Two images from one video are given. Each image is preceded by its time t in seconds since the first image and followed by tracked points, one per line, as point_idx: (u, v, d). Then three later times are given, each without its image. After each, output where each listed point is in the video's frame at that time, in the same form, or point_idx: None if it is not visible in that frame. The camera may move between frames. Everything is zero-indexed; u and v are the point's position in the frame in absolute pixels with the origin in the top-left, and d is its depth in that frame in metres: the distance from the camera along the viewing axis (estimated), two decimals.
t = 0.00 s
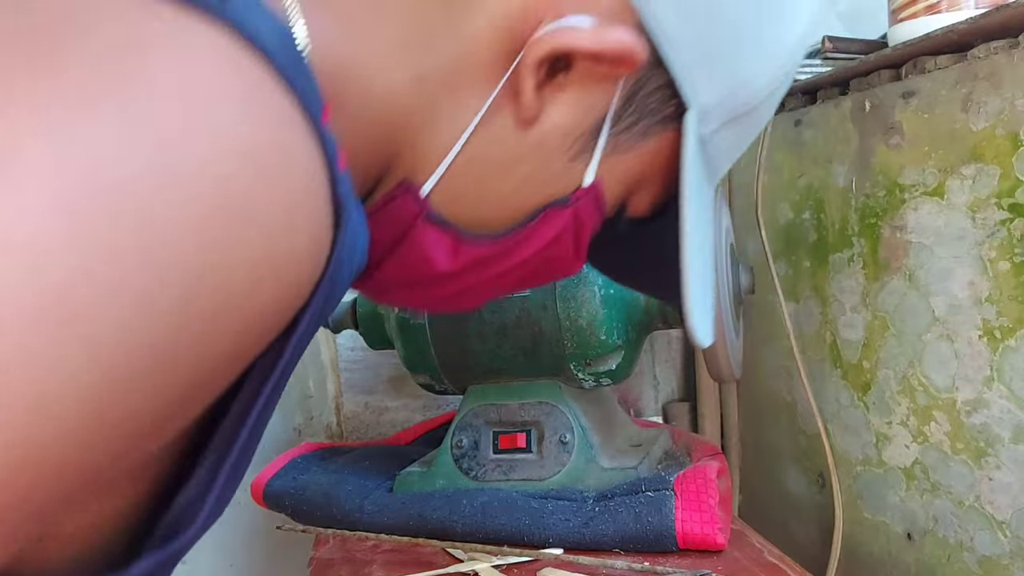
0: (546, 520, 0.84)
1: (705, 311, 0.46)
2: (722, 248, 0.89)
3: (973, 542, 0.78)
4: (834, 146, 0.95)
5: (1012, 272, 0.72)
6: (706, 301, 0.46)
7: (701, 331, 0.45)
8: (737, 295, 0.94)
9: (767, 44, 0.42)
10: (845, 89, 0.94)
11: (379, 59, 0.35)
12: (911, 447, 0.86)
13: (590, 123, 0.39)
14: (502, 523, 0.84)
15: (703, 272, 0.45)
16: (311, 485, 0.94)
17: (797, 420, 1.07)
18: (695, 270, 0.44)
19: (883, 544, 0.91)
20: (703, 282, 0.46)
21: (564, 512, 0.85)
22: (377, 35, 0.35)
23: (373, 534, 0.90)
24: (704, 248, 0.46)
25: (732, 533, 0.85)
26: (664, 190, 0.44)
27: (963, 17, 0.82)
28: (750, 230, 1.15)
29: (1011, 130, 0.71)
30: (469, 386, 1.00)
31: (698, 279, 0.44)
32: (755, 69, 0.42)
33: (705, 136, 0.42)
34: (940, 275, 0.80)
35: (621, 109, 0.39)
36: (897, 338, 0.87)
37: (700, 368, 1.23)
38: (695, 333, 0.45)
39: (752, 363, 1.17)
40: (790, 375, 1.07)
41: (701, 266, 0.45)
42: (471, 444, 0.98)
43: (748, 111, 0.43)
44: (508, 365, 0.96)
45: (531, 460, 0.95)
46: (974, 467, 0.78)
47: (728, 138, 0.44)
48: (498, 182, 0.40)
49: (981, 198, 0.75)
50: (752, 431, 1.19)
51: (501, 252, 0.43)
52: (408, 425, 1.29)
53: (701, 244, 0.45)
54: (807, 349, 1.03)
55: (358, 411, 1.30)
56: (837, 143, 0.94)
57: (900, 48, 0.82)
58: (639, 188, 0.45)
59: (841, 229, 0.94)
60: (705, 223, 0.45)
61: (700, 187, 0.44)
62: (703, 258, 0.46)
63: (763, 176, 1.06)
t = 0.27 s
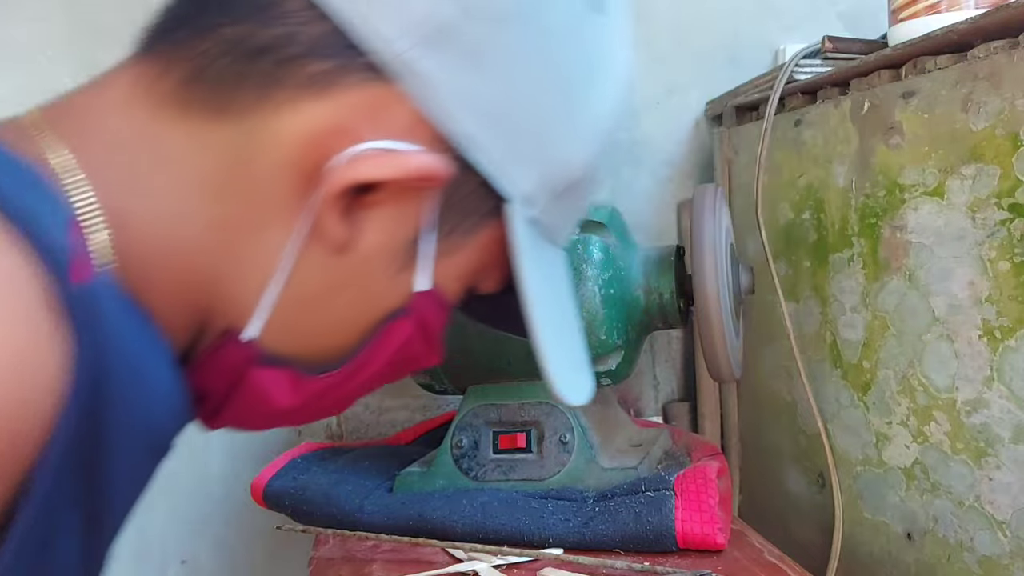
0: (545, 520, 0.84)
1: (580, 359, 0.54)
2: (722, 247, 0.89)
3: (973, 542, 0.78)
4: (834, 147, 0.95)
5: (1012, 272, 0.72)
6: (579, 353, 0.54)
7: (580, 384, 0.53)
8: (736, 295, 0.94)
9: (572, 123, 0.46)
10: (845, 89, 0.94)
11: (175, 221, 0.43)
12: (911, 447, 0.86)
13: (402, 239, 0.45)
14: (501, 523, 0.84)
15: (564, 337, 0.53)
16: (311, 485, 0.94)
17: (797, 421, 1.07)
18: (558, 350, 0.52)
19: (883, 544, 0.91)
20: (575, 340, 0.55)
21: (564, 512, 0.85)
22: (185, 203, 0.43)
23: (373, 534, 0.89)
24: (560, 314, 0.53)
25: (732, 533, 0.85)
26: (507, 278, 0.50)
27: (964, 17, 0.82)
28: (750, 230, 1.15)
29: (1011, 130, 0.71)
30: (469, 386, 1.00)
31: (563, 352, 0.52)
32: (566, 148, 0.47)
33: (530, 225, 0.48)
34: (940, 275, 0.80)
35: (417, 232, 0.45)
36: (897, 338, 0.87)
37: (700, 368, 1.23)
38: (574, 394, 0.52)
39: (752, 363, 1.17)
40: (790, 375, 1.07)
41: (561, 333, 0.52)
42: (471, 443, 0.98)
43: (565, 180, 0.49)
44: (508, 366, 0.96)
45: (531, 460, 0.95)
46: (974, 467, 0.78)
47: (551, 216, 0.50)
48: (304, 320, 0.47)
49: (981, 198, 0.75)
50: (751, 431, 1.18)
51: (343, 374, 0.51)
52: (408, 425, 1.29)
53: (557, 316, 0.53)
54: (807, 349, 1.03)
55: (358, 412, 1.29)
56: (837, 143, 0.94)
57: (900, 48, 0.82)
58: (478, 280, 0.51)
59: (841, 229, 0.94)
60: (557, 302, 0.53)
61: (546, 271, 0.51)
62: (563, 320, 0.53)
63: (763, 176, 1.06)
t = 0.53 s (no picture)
0: (546, 520, 0.84)
1: (370, 203, 0.50)
2: (722, 247, 0.89)
3: (973, 542, 0.78)
4: (834, 147, 0.95)
5: (1012, 272, 0.72)
6: (359, 195, 0.50)
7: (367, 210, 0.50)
8: (737, 295, 0.94)
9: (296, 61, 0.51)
10: (845, 89, 0.94)
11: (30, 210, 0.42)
12: (911, 447, 0.86)
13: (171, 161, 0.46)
14: (502, 523, 0.84)
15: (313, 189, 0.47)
16: (311, 485, 0.94)
17: (797, 421, 1.07)
18: (297, 187, 0.46)
19: (883, 544, 0.91)
20: (361, 183, 0.51)
21: (564, 513, 0.85)
22: None
23: (373, 533, 0.89)
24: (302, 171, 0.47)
25: (732, 533, 0.85)
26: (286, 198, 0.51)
27: (964, 17, 0.82)
28: (750, 230, 1.15)
29: (1011, 130, 0.71)
30: (469, 386, 1.00)
31: (305, 184, 0.47)
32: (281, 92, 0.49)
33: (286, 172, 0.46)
34: (940, 275, 0.80)
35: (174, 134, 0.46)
36: (897, 338, 0.87)
37: (701, 368, 1.23)
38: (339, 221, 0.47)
39: (753, 363, 1.17)
40: (790, 375, 1.07)
41: (302, 186, 0.46)
42: (471, 444, 0.98)
43: (294, 121, 0.48)
44: (508, 365, 0.96)
45: (531, 460, 0.95)
46: (974, 467, 0.78)
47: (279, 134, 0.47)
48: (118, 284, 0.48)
49: (981, 198, 0.75)
50: (751, 431, 1.19)
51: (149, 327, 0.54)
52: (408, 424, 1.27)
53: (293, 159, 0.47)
54: (807, 349, 1.03)
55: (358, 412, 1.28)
56: (838, 143, 0.94)
57: (900, 48, 0.82)
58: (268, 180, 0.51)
59: (841, 229, 0.94)
60: (281, 139, 0.47)
61: (282, 139, 0.47)
62: (337, 186, 0.49)
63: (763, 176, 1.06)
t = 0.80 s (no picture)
0: (546, 521, 0.84)
1: (212, 54, 0.62)
2: (722, 247, 0.89)
3: (973, 542, 0.78)
4: (834, 147, 0.95)
5: (1012, 272, 0.72)
6: (211, 48, 0.62)
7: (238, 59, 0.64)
8: (737, 295, 0.94)
9: (136, 55, 0.55)
10: (845, 89, 0.94)
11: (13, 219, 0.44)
12: (911, 447, 0.86)
13: None
14: (502, 523, 0.84)
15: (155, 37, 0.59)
16: (311, 485, 0.94)
17: (797, 420, 1.07)
18: (107, 44, 0.54)
19: (883, 544, 0.91)
20: (204, 35, 0.63)
21: (564, 513, 0.85)
22: None
23: (373, 533, 0.89)
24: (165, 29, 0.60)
25: (732, 533, 0.85)
26: None
27: (964, 17, 0.82)
28: (749, 230, 1.15)
29: (1011, 130, 0.71)
30: (470, 386, 1.00)
31: (107, 29, 0.55)
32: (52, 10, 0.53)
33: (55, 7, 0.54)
34: (940, 275, 0.80)
35: (48, 67, 0.67)
36: (897, 338, 0.87)
37: (701, 368, 1.23)
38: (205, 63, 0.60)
39: (753, 363, 1.17)
40: (791, 375, 1.07)
41: (176, 41, 0.60)
42: (471, 444, 0.98)
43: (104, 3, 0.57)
44: (508, 365, 0.96)
45: (531, 460, 0.95)
46: (974, 467, 0.78)
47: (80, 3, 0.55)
48: None
49: (981, 198, 0.75)
50: (751, 430, 1.18)
51: None
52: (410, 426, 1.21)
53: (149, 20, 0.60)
54: (807, 349, 1.03)
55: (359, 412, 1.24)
56: (838, 143, 0.94)
57: (900, 48, 0.82)
58: None
59: (841, 229, 0.94)
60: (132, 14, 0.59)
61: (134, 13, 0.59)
62: (172, 44, 0.59)
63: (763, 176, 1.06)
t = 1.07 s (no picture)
0: (546, 520, 0.84)
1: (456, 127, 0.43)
2: (722, 247, 0.89)
3: (973, 542, 0.78)
4: (834, 147, 0.95)
5: (1012, 272, 0.72)
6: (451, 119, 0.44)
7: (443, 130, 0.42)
8: (737, 295, 0.94)
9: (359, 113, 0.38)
10: (845, 89, 0.94)
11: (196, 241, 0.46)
12: (911, 447, 0.86)
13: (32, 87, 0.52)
14: (502, 523, 0.84)
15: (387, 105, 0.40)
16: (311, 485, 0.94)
17: (797, 420, 1.07)
18: (348, 104, 0.38)
19: (883, 544, 0.91)
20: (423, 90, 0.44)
21: (564, 512, 0.85)
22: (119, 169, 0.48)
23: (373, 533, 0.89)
24: (394, 91, 0.41)
25: (732, 533, 0.85)
26: None
27: (964, 17, 0.82)
28: (749, 229, 1.15)
29: (1011, 130, 0.71)
30: (469, 387, 1.00)
31: (341, 88, 0.38)
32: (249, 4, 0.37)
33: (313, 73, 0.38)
34: (940, 275, 0.80)
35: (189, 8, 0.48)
36: (897, 338, 0.87)
37: (701, 368, 1.23)
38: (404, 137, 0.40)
39: (752, 363, 1.17)
40: (790, 375, 1.07)
41: (401, 109, 0.41)
42: (471, 444, 0.98)
43: (351, 46, 0.41)
44: (508, 365, 0.96)
45: (531, 460, 0.95)
46: (974, 467, 0.78)
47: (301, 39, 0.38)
48: None
49: (981, 198, 0.75)
50: (751, 430, 1.19)
51: None
52: (408, 425, 1.29)
53: (381, 84, 0.41)
54: (807, 349, 1.03)
55: (358, 411, 1.29)
56: (838, 143, 0.94)
57: (900, 48, 0.82)
58: None
59: (841, 229, 0.94)
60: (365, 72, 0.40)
61: (371, 71, 0.41)
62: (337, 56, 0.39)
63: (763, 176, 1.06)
